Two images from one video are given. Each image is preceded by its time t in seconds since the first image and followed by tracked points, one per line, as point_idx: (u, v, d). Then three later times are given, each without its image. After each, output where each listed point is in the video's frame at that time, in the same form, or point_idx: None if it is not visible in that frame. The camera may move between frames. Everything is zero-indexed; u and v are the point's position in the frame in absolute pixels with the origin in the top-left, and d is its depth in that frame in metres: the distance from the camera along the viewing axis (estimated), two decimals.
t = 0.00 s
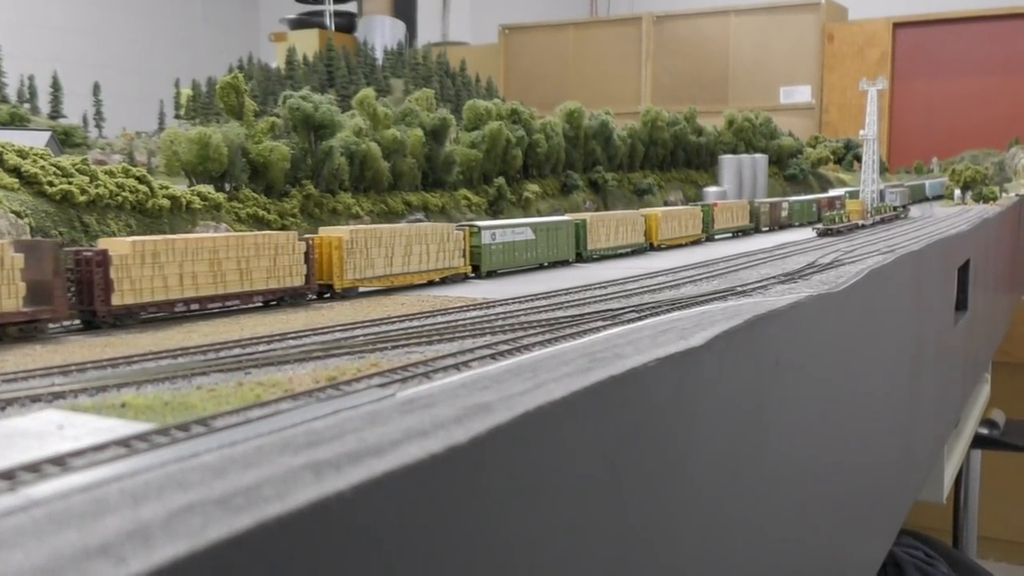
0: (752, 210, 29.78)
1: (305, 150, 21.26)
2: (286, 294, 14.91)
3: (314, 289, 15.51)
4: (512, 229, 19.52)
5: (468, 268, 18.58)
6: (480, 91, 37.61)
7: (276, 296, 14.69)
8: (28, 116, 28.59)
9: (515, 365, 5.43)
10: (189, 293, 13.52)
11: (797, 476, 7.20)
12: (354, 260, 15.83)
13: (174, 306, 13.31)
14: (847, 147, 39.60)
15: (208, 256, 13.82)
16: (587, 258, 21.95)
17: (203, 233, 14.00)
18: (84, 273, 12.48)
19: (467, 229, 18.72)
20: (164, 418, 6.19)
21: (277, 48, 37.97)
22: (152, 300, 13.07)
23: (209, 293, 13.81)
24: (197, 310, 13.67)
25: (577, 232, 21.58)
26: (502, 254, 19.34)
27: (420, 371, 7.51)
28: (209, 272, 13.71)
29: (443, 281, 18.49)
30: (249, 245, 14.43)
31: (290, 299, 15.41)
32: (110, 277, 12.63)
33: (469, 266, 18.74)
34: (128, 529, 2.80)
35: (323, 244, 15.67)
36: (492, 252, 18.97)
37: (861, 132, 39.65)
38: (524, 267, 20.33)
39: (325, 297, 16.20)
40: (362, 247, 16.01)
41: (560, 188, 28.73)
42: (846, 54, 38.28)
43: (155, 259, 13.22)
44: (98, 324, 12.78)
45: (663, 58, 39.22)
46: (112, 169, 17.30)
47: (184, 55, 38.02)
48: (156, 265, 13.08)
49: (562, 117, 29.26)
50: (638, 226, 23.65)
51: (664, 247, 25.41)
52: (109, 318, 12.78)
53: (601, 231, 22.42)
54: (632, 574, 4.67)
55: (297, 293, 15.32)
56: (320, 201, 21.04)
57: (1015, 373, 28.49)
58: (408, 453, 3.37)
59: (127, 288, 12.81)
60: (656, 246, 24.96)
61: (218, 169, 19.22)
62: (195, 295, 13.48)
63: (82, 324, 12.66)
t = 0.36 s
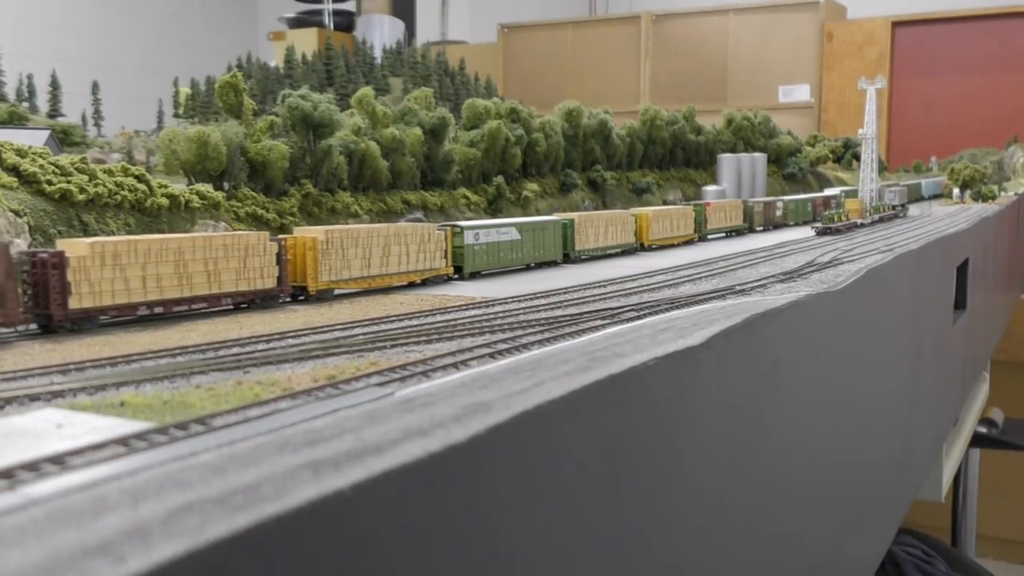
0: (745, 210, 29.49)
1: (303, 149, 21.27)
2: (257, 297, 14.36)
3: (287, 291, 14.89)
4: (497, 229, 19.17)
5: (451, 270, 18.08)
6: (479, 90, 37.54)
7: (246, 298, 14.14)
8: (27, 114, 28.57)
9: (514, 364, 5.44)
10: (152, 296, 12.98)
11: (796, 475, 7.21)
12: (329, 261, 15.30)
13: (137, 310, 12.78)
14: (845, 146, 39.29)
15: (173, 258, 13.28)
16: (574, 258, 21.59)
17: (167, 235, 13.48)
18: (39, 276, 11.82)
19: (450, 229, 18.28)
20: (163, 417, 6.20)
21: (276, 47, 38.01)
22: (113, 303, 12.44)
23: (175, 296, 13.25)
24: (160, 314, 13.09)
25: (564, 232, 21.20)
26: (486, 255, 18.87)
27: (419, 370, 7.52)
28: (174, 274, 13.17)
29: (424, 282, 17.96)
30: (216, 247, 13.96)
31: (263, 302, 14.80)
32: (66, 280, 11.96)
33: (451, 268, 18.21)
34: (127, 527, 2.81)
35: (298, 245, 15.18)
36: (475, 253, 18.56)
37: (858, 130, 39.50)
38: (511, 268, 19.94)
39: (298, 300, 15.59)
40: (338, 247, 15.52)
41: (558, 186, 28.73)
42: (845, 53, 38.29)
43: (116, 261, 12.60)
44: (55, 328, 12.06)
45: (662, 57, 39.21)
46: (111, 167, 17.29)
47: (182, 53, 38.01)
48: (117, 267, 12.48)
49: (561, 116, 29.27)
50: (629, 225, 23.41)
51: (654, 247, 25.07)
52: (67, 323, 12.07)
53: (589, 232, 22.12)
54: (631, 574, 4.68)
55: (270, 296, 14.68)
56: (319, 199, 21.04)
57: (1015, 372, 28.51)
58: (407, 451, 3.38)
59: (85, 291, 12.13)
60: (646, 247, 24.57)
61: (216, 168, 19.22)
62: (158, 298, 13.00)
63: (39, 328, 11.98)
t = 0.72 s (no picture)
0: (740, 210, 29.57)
1: (303, 148, 21.29)
2: (227, 299, 13.99)
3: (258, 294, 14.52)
4: (481, 230, 18.79)
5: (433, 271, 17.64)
6: (478, 89, 37.51)
7: (214, 302, 13.73)
8: (26, 114, 28.54)
9: (513, 364, 5.44)
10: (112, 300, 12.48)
11: (795, 474, 7.22)
12: (302, 263, 14.95)
13: (94, 314, 12.22)
14: (844, 145, 39.52)
15: (135, 260, 12.77)
16: (561, 260, 21.41)
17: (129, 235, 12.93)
18: None
19: (431, 229, 17.93)
20: (163, 416, 6.21)
21: (275, 47, 38.08)
22: (70, 308, 11.91)
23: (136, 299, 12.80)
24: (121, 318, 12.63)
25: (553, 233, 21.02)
26: (470, 256, 18.47)
27: (418, 369, 7.54)
28: (136, 277, 12.69)
29: (405, 285, 17.52)
30: (182, 247, 13.47)
31: (233, 305, 14.45)
32: (18, 283, 11.49)
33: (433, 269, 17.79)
34: (127, 527, 2.81)
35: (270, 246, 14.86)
36: (458, 254, 18.15)
37: (858, 130, 39.62)
38: (496, 269, 19.56)
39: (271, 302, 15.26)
40: (312, 249, 15.17)
41: (557, 186, 28.75)
42: (844, 52, 38.28)
43: (73, 264, 12.04)
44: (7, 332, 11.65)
45: (661, 57, 39.20)
46: (110, 167, 17.28)
47: (181, 53, 37.99)
48: (74, 270, 11.92)
49: (560, 115, 29.30)
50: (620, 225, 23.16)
51: (644, 249, 24.76)
52: (19, 327, 11.63)
53: (577, 233, 21.84)
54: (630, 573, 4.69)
55: (240, 299, 14.33)
56: (317, 199, 21.03)
57: (1014, 371, 28.52)
58: (406, 450, 3.39)
59: (39, 295, 11.63)
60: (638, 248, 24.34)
61: (215, 168, 19.21)
62: (118, 303, 12.52)
63: None
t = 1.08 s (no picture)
0: (734, 210, 29.41)
1: (301, 148, 21.32)
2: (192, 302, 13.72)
3: (226, 298, 14.32)
4: (463, 231, 18.54)
5: (412, 274, 17.39)
6: (477, 89, 37.46)
7: (178, 305, 13.45)
8: (25, 114, 28.52)
9: (512, 364, 5.44)
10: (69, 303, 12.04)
11: (794, 474, 7.22)
12: (273, 264, 14.72)
13: (49, 319, 11.74)
14: (843, 145, 39.65)
15: (93, 262, 12.33)
16: (549, 262, 21.22)
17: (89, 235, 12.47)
18: None
19: (410, 231, 17.68)
20: (161, 416, 6.20)
21: (274, 47, 38.07)
22: (24, 312, 11.46)
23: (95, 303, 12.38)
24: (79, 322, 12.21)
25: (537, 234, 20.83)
26: (452, 258, 18.21)
27: (417, 369, 7.53)
28: (95, 280, 12.25)
29: (383, 287, 17.24)
30: (144, 249, 13.10)
31: (199, 308, 14.23)
32: None
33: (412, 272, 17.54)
34: (124, 527, 2.81)
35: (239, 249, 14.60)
36: (438, 256, 17.90)
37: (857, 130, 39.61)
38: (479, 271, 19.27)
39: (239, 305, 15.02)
40: (284, 250, 14.93)
41: (556, 186, 28.76)
42: (843, 52, 38.32)
43: (26, 266, 11.54)
44: None
45: (660, 57, 39.20)
46: (108, 167, 17.24)
47: (180, 53, 37.96)
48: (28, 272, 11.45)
49: (559, 115, 29.32)
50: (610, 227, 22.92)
51: (637, 250, 24.55)
52: None
53: (564, 235, 21.59)
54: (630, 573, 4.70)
55: (206, 302, 14.11)
56: (316, 199, 21.02)
57: (1013, 371, 28.54)
58: (405, 450, 3.39)
59: None
60: (626, 248, 23.95)
61: (214, 168, 19.18)
62: (75, 307, 12.04)
63: None
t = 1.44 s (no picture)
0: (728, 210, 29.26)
1: (300, 148, 21.33)
2: (156, 306, 13.38)
3: (193, 302, 13.93)
4: (446, 232, 18.31)
5: (391, 276, 17.13)
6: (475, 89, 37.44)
7: (141, 309, 13.12)
8: (23, 114, 28.53)
9: (511, 364, 5.44)
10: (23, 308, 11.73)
11: (793, 474, 7.23)
12: (241, 269, 14.43)
13: None
14: (842, 145, 39.89)
15: (48, 265, 12.01)
16: (534, 263, 21.02)
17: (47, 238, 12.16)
18: None
19: (390, 232, 17.45)
20: (160, 416, 6.21)
21: (273, 46, 38.08)
22: None
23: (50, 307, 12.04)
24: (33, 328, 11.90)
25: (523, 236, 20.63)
26: (434, 260, 17.96)
27: (415, 369, 7.52)
28: (49, 285, 11.92)
29: (361, 289, 17.00)
30: (106, 252, 12.74)
31: (164, 312, 13.86)
32: None
33: (392, 275, 17.26)
34: (123, 527, 2.81)
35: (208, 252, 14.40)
36: (419, 258, 17.64)
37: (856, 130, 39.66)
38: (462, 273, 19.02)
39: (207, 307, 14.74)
40: (254, 253, 14.69)
41: (555, 186, 28.75)
42: (841, 52, 38.34)
43: None
44: None
45: (658, 57, 39.18)
46: (107, 167, 17.23)
47: (178, 53, 37.94)
48: None
49: (558, 115, 29.32)
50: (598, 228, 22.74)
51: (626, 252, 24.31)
52: None
53: (551, 235, 21.38)
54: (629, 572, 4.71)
55: (171, 307, 13.76)
56: (315, 199, 21.02)
57: (1012, 371, 28.56)
58: (405, 450, 3.39)
59: None
60: (616, 249, 23.75)
61: (213, 168, 19.17)
62: (27, 311, 11.73)
63: None
